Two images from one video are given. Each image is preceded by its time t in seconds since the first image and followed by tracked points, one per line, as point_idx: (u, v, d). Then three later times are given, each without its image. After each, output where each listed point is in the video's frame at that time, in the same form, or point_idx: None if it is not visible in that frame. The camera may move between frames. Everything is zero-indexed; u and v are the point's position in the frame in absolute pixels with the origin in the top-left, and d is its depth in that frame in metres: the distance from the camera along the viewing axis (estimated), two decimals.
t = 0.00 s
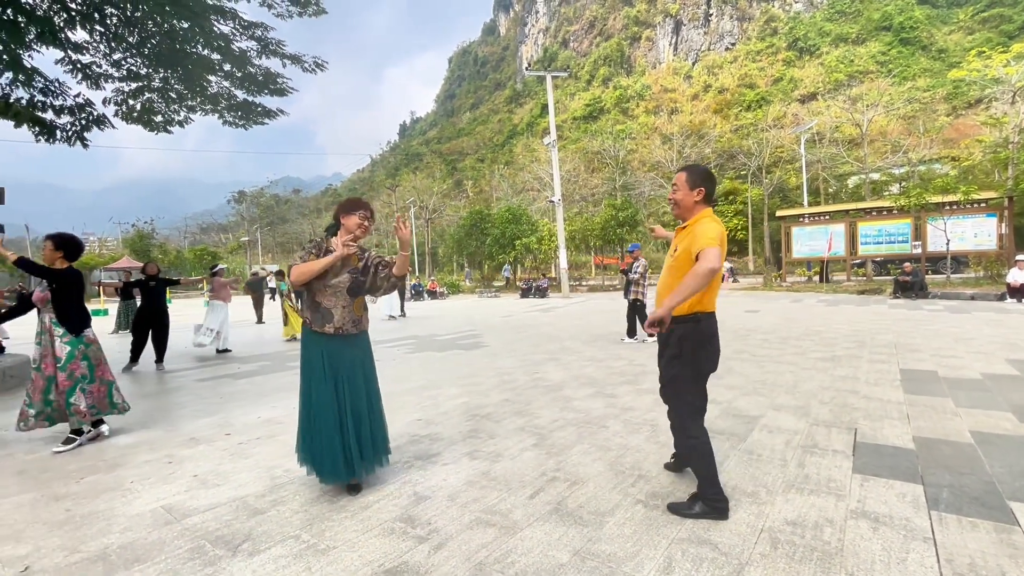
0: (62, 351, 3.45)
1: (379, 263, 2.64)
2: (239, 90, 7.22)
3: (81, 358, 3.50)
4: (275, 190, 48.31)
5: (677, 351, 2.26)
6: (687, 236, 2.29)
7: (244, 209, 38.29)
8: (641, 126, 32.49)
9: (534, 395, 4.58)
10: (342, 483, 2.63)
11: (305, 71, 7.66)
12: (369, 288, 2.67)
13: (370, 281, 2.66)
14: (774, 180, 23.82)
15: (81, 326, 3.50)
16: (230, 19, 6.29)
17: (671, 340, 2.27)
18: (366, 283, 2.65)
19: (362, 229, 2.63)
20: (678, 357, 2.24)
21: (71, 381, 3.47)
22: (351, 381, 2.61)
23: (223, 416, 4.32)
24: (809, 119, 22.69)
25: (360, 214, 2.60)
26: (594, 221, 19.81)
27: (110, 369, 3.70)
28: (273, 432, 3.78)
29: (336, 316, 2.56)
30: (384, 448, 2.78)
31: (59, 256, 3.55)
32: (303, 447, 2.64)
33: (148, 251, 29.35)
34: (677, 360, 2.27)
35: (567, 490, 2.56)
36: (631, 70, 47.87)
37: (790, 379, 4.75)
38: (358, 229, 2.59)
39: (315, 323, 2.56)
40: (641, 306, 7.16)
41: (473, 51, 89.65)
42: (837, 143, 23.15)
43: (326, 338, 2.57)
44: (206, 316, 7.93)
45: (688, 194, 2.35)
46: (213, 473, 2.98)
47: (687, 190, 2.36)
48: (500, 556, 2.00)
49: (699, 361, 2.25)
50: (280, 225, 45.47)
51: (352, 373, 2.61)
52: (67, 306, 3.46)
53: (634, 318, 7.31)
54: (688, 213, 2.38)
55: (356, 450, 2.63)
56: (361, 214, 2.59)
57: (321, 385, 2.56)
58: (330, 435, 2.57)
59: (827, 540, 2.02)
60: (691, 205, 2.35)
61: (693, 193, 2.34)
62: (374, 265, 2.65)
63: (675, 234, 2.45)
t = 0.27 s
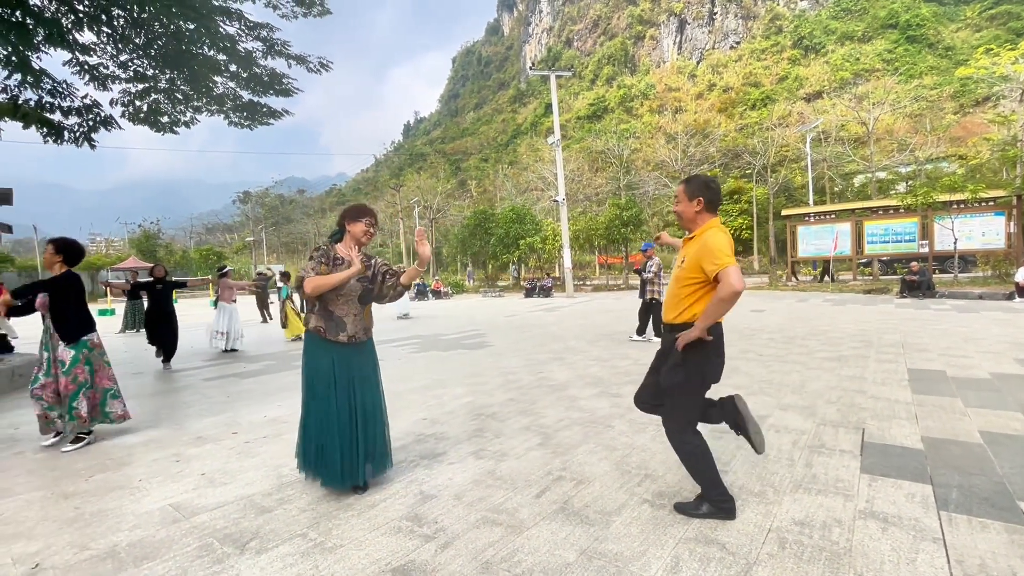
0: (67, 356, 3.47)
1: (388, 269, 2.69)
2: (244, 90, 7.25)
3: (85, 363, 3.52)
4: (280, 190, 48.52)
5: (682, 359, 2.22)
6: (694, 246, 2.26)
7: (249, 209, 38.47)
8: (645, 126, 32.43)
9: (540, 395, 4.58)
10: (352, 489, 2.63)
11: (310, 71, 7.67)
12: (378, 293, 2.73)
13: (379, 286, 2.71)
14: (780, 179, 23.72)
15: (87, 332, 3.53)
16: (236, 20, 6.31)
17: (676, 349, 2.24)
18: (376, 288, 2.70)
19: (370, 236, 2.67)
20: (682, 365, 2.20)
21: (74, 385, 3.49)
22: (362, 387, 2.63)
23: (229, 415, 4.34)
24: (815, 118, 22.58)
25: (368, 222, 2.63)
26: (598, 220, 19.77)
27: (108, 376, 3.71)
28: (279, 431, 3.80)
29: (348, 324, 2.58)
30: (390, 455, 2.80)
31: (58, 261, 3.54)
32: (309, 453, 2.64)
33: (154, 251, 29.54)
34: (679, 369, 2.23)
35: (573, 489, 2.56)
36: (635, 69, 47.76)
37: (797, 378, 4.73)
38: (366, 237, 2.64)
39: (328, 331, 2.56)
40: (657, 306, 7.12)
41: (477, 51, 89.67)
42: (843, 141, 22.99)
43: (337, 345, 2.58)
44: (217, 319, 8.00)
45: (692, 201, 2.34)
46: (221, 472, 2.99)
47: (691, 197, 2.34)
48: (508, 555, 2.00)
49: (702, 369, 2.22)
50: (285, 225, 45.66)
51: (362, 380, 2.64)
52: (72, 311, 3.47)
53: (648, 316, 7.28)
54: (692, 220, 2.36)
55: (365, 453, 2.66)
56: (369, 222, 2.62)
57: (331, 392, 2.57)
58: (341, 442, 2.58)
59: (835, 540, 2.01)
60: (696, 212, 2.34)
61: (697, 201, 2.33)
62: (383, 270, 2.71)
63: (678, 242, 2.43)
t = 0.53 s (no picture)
0: (71, 355, 3.48)
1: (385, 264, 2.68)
2: (247, 90, 7.26)
3: (90, 360, 3.57)
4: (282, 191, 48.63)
5: (685, 350, 2.23)
6: (690, 231, 2.25)
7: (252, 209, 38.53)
8: (647, 125, 32.37)
9: (542, 394, 4.57)
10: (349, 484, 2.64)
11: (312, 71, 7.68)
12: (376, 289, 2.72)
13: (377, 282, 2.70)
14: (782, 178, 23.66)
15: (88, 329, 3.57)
16: (239, 21, 6.32)
17: (677, 341, 2.25)
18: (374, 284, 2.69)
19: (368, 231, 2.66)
20: (686, 356, 2.21)
21: (82, 383, 3.54)
22: (359, 383, 2.66)
23: (232, 415, 4.35)
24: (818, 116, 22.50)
25: (367, 218, 2.62)
26: (600, 219, 19.71)
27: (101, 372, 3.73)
28: (282, 430, 3.80)
29: (346, 319, 2.60)
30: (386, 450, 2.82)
31: (43, 261, 3.51)
32: (306, 451, 2.63)
33: (157, 252, 29.62)
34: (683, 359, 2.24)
35: (576, 489, 2.56)
36: (637, 68, 47.66)
37: (801, 378, 4.71)
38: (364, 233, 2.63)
39: (327, 326, 2.57)
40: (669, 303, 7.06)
41: (479, 50, 89.63)
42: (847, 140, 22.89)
43: (335, 340, 2.60)
44: (226, 317, 7.99)
45: (691, 193, 2.32)
46: (224, 472, 2.99)
47: (691, 188, 2.33)
48: (511, 555, 1.99)
49: (706, 360, 2.23)
50: (287, 225, 45.76)
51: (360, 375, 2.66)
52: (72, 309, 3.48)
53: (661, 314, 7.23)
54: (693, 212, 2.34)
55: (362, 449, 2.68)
56: (368, 218, 2.61)
57: (330, 387, 2.58)
58: (341, 438, 2.60)
59: (840, 540, 2.00)
60: (696, 204, 2.32)
61: (696, 193, 2.32)
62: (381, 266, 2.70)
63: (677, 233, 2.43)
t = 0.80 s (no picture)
0: (90, 354, 3.60)
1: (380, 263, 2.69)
2: (246, 91, 7.26)
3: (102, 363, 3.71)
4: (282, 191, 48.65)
5: (688, 351, 2.23)
6: (686, 232, 2.25)
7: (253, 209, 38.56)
8: (647, 124, 32.34)
9: (542, 394, 4.57)
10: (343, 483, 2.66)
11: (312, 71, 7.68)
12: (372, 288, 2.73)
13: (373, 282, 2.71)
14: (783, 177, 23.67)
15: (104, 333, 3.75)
16: (238, 21, 6.32)
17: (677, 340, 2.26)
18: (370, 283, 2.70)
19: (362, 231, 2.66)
20: (688, 357, 2.21)
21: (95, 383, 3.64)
22: (354, 381, 2.66)
23: (232, 415, 4.35)
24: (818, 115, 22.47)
25: (360, 218, 2.63)
26: (601, 219, 19.68)
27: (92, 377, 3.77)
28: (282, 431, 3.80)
29: (343, 318, 2.60)
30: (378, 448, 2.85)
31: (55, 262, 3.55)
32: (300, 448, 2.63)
33: (158, 252, 29.65)
34: (687, 359, 2.24)
35: (577, 488, 2.55)
36: (637, 68, 47.59)
37: (801, 377, 4.70)
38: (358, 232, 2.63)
39: (322, 324, 2.56)
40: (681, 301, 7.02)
41: (479, 50, 89.57)
42: (847, 138, 22.84)
43: (331, 339, 2.59)
44: (231, 316, 8.02)
45: (686, 193, 2.33)
46: (225, 472, 3.00)
47: (684, 187, 2.33)
48: (512, 555, 1.99)
49: (709, 360, 2.23)
50: (287, 225, 45.79)
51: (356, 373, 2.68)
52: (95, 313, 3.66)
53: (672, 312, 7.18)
54: (686, 212, 2.35)
55: (357, 445, 2.69)
56: (362, 218, 2.62)
57: (325, 385, 2.58)
58: (336, 436, 2.61)
59: (841, 540, 1.99)
60: (689, 203, 2.33)
61: (690, 192, 2.32)
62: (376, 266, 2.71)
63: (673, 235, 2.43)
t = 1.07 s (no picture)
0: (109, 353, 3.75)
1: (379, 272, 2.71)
2: (244, 91, 7.25)
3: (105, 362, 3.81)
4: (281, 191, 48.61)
5: (689, 355, 2.21)
6: (690, 242, 2.25)
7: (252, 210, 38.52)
8: (646, 124, 32.34)
9: (541, 394, 4.56)
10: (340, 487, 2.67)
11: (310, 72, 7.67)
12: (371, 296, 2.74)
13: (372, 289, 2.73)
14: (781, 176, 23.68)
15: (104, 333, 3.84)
16: (236, 21, 6.31)
17: (677, 345, 2.24)
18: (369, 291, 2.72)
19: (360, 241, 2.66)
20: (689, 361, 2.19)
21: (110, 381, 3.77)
22: (356, 390, 2.66)
23: (230, 417, 4.34)
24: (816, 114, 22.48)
25: (358, 228, 2.62)
26: (600, 218, 19.66)
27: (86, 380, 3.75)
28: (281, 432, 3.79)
29: (344, 326, 2.61)
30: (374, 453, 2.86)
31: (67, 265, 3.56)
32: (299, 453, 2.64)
33: (157, 253, 29.59)
34: (687, 364, 2.22)
35: (576, 488, 2.55)
36: (635, 67, 47.58)
37: (800, 376, 4.70)
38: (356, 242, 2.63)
39: (325, 333, 2.57)
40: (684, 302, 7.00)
41: (477, 50, 89.54)
42: (845, 137, 22.86)
43: (334, 346, 2.59)
44: (230, 316, 8.01)
45: (686, 200, 2.33)
46: (223, 473, 2.99)
47: (682, 195, 2.34)
48: (511, 556, 1.98)
49: (709, 364, 2.22)
50: (286, 225, 45.75)
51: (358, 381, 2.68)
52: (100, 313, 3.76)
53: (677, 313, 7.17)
54: (685, 219, 2.35)
55: (355, 452, 2.70)
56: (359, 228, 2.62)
57: (327, 392, 2.58)
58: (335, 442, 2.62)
59: (840, 540, 1.99)
60: (688, 210, 2.33)
61: (688, 199, 2.32)
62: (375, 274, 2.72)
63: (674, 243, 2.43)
